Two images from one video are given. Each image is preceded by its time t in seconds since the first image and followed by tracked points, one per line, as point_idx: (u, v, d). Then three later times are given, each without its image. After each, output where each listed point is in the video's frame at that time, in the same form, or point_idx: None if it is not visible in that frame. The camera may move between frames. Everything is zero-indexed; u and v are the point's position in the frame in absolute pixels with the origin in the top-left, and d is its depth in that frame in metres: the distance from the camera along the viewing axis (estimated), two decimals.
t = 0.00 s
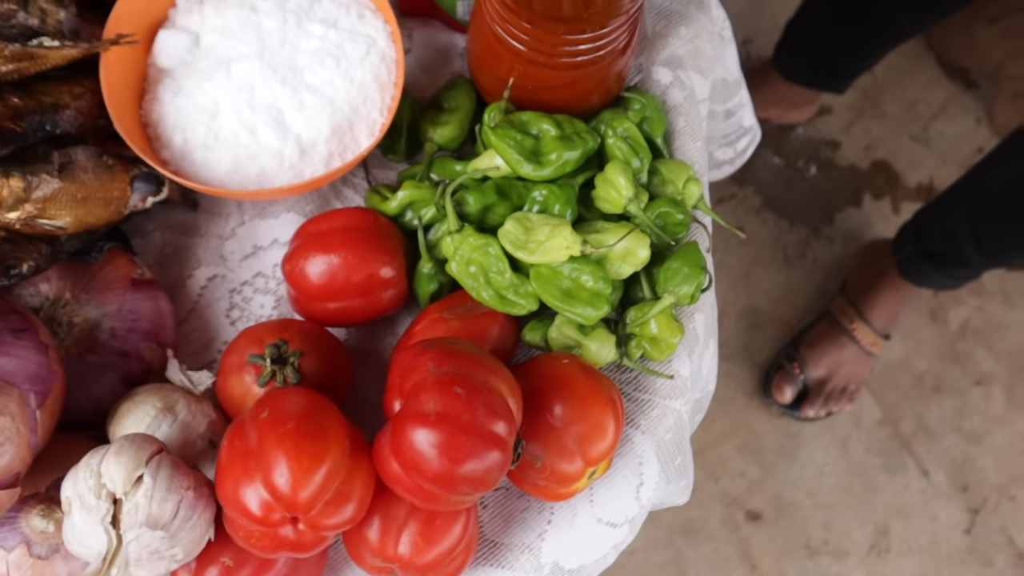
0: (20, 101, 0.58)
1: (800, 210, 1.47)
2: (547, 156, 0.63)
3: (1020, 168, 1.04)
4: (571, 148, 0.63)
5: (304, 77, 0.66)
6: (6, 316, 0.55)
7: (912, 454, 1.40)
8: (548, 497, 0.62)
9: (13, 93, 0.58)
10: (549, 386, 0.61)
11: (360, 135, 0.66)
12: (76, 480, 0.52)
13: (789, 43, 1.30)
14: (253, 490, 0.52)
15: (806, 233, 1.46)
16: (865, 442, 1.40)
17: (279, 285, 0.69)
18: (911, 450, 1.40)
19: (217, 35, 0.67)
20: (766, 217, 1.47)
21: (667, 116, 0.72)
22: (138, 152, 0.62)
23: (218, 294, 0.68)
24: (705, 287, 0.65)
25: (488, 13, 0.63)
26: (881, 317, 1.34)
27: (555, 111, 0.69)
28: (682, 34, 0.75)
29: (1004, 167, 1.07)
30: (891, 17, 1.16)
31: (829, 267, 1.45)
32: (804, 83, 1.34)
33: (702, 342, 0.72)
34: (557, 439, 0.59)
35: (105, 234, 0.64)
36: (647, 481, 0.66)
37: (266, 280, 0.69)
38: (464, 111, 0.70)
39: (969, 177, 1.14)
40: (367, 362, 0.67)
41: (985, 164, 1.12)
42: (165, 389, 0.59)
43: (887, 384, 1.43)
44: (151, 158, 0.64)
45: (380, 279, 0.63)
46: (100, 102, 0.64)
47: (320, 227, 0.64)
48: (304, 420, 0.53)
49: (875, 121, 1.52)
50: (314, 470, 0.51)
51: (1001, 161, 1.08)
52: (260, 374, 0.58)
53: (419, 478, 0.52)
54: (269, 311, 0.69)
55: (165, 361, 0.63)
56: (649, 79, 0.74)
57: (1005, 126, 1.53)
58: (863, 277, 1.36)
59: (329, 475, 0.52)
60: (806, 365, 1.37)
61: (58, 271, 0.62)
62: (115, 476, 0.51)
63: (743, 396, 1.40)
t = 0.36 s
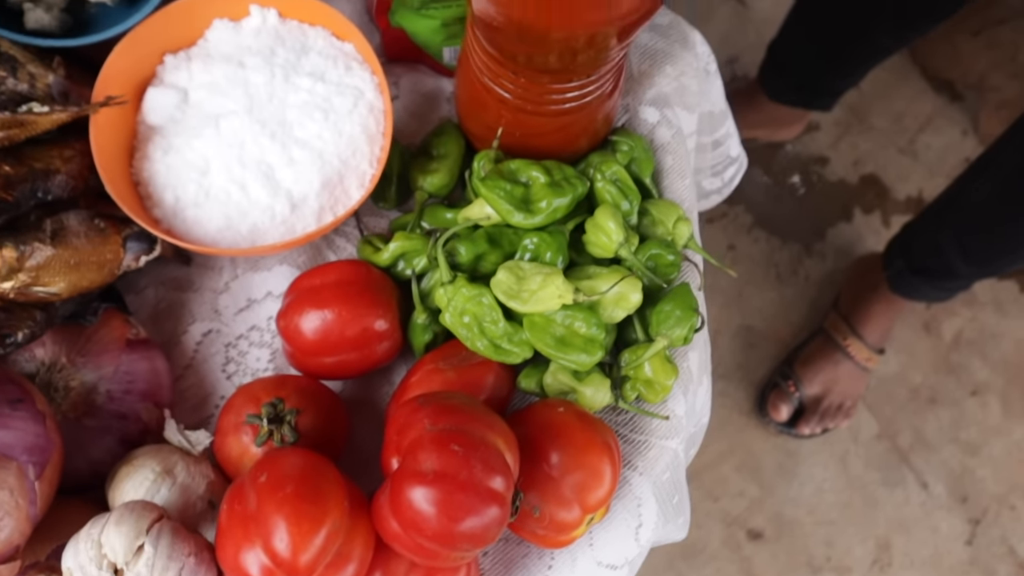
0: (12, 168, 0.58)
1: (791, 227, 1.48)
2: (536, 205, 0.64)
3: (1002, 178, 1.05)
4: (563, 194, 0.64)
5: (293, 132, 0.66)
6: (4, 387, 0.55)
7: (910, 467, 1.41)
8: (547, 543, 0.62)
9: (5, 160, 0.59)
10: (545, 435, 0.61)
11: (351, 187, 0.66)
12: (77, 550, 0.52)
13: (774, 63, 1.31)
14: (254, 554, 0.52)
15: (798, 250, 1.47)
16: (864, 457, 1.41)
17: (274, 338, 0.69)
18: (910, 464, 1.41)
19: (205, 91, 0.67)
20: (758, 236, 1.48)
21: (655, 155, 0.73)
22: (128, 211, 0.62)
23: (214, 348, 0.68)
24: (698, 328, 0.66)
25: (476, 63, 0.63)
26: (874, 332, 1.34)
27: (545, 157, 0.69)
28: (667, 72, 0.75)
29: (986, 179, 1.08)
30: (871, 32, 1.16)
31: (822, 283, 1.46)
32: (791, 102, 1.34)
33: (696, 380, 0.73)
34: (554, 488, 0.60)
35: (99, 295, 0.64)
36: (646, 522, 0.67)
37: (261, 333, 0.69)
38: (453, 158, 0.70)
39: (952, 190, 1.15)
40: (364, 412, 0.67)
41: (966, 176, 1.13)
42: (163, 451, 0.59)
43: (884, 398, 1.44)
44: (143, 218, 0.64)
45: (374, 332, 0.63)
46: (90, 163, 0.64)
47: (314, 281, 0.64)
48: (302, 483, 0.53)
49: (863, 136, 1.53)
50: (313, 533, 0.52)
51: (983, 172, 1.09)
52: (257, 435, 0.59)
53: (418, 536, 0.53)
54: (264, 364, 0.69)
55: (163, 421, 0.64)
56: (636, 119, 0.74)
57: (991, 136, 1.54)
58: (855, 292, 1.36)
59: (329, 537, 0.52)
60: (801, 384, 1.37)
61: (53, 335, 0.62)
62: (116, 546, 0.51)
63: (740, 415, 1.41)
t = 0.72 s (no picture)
0: None
1: (781, 261, 1.48)
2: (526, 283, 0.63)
3: (993, 213, 1.00)
4: (553, 271, 0.64)
5: (279, 215, 0.66)
6: None
7: (910, 498, 1.40)
8: None
9: None
10: (543, 517, 0.60)
11: (339, 269, 0.66)
12: None
13: (759, 97, 1.27)
14: None
15: (790, 283, 1.47)
16: (863, 490, 1.40)
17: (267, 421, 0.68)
18: (910, 495, 1.40)
19: (189, 175, 0.67)
20: (749, 270, 1.48)
21: (643, 221, 0.72)
22: (114, 303, 0.62)
23: (205, 433, 0.68)
24: (693, 401, 0.66)
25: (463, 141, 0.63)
26: (869, 366, 1.33)
27: (532, 232, 0.69)
28: (654, 136, 0.75)
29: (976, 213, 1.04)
30: (856, 74, 1.12)
31: (815, 315, 1.45)
32: (778, 139, 1.31)
33: (693, 447, 0.72)
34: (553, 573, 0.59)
35: (88, 389, 0.63)
36: None
37: (253, 416, 0.69)
38: (442, 232, 0.70)
39: (943, 222, 1.11)
40: (359, 494, 0.66)
41: (956, 208, 1.08)
42: (155, 549, 0.58)
43: (881, 429, 1.43)
44: (129, 307, 0.63)
45: (367, 416, 0.63)
46: (74, 254, 0.64)
47: (304, 366, 0.64)
48: None
49: (850, 165, 1.53)
50: None
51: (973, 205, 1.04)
52: (251, 530, 0.58)
53: None
54: (257, 448, 0.68)
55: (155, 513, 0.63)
56: (624, 185, 0.74)
57: (977, 162, 1.54)
58: (848, 325, 1.34)
59: None
60: (798, 419, 1.37)
61: (40, 433, 0.61)
62: None
63: (737, 452, 1.40)
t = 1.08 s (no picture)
0: None
1: (771, 287, 1.49)
2: (528, 331, 0.63)
3: (981, 242, 1.00)
4: (555, 318, 0.64)
5: (278, 269, 0.65)
6: None
7: (908, 520, 1.40)
8: None
9: None
10: (555, 565, 0.60)
11: (340, 321, 0.66)
12: None
13: (744, 127, 1.27)
14: None
15: (781, 308, 1.48)
16: (861, 513, 1.40)
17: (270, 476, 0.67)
18: (907, 516, 1.41)
19: (186, 231, 0.66)
20: (740, 297, 1.48)
21: (642, 262, 0.73)
22: (113, 363, 0.61)
23: (208, 490, 0.67)
24: (698, 443, 0.66)
25: (461, 189, 0.63)
26: (863, 390, 1.33)
27: (532, 277, 0.70)
28: (649, 178, 0.76)
29: (964, 240, 1.04)
30: (838, 101, 1.06)
31: (807, 340, 1.46)
32: (766, 167, 1.32)
33: (699, 486, 0.72)
34: None
35: (88, 451, 0.63)
36: None
37: (256, 471, 0.68)
38: (442, 279, 0.70)
39: (930, 247, 1.10)
40: (366, 546, 0.66)
41: (943, 234, 1.08)
42: None
43: (876, 451, 1.44)
44: (128, 365, 0.63)
45: (373, 470, 0.62)
46: (73, 315, 0.63)
47: (307, 421, 0.63)
48: None
49: (836, 190, 1.55)
50: None
51: (960, 232, 1.04)
52: None
53: None
54: (261, 504, 0.67)
55: None
56: (622, 227, 0.75)
57: (960, 183, 1.56)
58: (841, 349, 1.35)
59: None
60: (794, 445, 1.37)
61: (41, 498, 0.60)
62: None
63: (735, 479, 1.40)
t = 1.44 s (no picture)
0: None
1: (761, 312, 1.51)
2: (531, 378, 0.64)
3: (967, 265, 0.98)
4: (557, 364, 0.65)
5: (281, 321, 0.66)
6: None
7: (903, 540, 1.42)
8: None
9: None
10: None
11: (344, 371, 0.66)
12: None
13: (732, 152, 1.29)
14: None
15: (771, 332, 1.50)
16: (856, 535, 1.42)
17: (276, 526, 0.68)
18: (902, 537, 1.42)
19: (187, 285, 0.67)
20: (731, 322, 1.50)
21: (639, 303, 0.74)
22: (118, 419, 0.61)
23: (214, 542, 0.67)
24: (700, 484, 0.67)
25: (461, 241, 0.65)
26: (855, 414, 1.34)
27: (532, 323, 0.71)
28: (644, 219, 0.77)
29: (951, 264, 1.02)
30: (822, 129, 1.04)
31: (798, 363, 1.48)
32: (753, 195, 1.33)
33: (701, 524, 0.73)
34: None
35: (94, 508, 0.63)
36: None
37: (261, 521, 0.68)
38: (443, 326, 0.71)
39: (917, 272, 1.09)
40: None
41: (929, 259, 1.07)
42: None
43: (869, 473, 1.45)
44: (133, 421, 0.63)
45: (380, 520, 0.63)
46: (77, 372, 0.63)
47: (313, 472, 0.64)
48: None
49: (823, 214, 1.57)
50: None
51: (946, 257, 1.02)
52: None
53: None
54: (268, 554, 0.67)
55: None
56: (618, 269, 0.76)
57: (944, 205, 1.59)
58: (832, 374, 1.36)
59: None
60: (788, 470, 1.38)
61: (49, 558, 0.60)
62: None
63: (730, 505, 1.42)
